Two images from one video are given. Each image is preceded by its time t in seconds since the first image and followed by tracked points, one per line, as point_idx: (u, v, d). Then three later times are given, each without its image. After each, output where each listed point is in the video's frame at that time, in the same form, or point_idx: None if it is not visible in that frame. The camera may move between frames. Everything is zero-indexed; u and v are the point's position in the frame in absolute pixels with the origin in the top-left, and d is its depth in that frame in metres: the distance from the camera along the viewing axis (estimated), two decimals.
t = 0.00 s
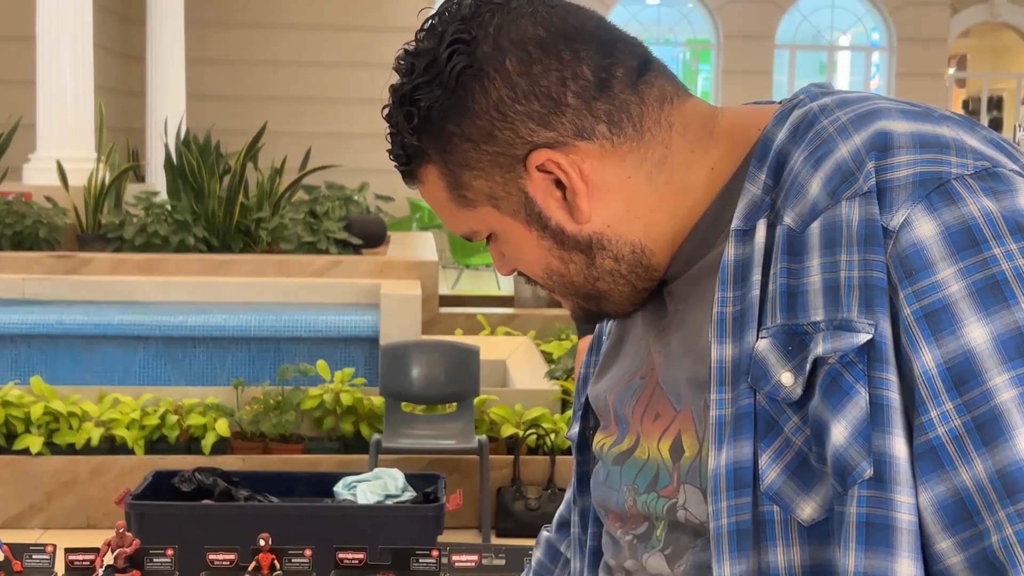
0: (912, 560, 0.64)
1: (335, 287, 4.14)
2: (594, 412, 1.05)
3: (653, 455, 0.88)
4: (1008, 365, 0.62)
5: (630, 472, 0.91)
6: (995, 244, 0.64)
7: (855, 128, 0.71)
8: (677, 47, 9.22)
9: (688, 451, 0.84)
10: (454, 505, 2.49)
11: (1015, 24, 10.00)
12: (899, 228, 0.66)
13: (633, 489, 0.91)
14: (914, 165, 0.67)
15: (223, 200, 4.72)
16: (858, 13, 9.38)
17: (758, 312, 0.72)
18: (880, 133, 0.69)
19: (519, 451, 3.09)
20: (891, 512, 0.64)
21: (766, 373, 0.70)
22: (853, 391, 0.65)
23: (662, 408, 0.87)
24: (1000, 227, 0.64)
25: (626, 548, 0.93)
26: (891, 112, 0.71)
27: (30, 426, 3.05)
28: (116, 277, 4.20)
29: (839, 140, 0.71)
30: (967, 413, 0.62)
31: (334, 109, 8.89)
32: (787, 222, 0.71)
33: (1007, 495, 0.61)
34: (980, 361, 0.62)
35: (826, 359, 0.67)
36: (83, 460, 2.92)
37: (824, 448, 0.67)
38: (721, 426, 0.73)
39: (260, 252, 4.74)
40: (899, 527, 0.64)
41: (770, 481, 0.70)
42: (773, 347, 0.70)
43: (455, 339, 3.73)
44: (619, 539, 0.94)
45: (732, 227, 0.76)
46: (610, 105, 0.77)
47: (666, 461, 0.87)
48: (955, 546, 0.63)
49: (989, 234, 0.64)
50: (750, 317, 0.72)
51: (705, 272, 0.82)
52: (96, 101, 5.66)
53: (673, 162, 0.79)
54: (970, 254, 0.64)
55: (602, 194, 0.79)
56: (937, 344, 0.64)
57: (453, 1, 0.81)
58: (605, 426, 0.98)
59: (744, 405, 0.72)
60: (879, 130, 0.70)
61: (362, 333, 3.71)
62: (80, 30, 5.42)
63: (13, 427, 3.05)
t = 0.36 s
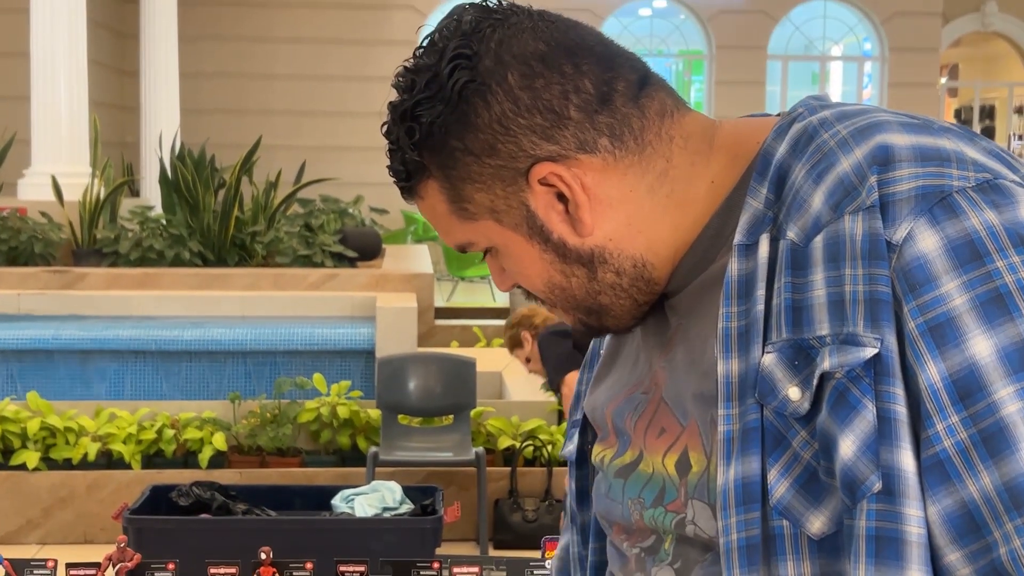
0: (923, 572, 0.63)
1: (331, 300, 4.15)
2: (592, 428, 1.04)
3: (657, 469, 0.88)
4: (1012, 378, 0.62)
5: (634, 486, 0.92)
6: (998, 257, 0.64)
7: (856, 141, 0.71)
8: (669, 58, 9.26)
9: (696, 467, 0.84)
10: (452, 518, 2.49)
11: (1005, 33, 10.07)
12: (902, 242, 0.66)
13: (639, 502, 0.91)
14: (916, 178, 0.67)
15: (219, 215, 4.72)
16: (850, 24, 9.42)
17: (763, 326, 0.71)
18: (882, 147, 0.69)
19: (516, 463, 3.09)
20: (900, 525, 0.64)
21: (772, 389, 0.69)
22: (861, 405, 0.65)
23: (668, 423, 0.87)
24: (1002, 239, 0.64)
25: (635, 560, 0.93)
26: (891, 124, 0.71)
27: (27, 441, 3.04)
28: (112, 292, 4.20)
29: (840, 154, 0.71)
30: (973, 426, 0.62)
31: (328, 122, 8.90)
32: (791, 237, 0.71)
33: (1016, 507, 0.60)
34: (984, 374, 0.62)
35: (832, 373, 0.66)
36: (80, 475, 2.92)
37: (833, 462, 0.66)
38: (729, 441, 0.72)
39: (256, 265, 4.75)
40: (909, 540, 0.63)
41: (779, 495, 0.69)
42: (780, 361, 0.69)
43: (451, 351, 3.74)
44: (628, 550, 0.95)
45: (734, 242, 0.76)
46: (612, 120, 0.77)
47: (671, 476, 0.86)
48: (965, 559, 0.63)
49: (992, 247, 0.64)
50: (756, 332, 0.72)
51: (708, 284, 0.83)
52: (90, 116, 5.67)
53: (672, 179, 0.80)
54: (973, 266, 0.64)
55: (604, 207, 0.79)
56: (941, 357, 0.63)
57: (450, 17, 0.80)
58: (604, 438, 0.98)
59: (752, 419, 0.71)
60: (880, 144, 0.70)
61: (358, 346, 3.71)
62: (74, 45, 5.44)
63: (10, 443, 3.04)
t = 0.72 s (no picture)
0: None
1: (328, 303, 4.15)
2: (582, 440, 1.04)
3: (655, 482, 0.86)
4: (1008, 377, 0.61)
5: (628, 498, 0.91)
6: (991, 256, 0.64)
7: (845, 144, 0.71)
8: (665, 61, 9.29)
9: (695, 477, 0.82)
10: (449, 521, 2.48)
11: (1001, 37, 10.09)
12: (895, 243, 0.66)
13: (635, 515, 0.90)
14: (906, 179, 0.67)
15: (215, 218, 4.72)
16: (847, 26, 9.42)
17: (756, 333, 0.71)
18: (871, 149, 0.69)
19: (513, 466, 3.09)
20: (903, 527, 0.63)
21: (768, 394, 0.70)
22: (860, 408, 0.65)
23: (663, 435, 0.85)
24: (994, 238, 0.64)
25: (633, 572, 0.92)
26: (879, 127, 0.71)
27: (23, 444, 3.03)
28: (108, 295, 4.20)
29: (830, 158, 0.71)
30: (969, 426, 0.62)
31: (325, 125, 8.90)
32: (783, 241, 0.71)
33: (1014, 507, 0.60)
34: (980, 374, 0.62)
35: (829, 378, 0.66)
36: (77, 479, 2.91)
37: (831, 466, 0.66)
38: (726, 449, 0.73)
39: (252, 269, 4.75)
40: (911, 543, 0.63)
41: (778, 501, 0.69)
42: (775, 367, 0.69)
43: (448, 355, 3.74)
44: (626, 563, 0.94)
45: (726, 248, 0.76)
46: (597, 129, 0.76)
47: (670, 488, 0.85)
48: (965, 560, 0.62)
49: (984, 246, 0.64)
50: (749, 338, 0.72)
51: (700, 293, 0.82)
52: (86, 119, 5.66)
53: (660, 184, 0.79)
54: (966, 266, 0.64)
55: (591, 219, 0.78)
56: (936, 358, 0.63)
57: (434, 31, 0.80)
58: (593, 452, 0.97)
59: (748, 426, 0.71)
60: (869, 145, 0.70)
61: (354, 349, 3.71)
62: (70, 47, 5.42)
63: (6, 446, 3.03)
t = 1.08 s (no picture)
0: None
1: (328, 305, 4.15)
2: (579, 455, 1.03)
3: (657, 490, 0.86)
4: (1015, 376, 0.62)
5: (630, 507, 0.90)
6: (995, 256, 0.64)
7: (846, 146, 0.71)
8: (664, 63, 9.29)
9: (699, 485, 0.81)
10: (449, 522, 2.48)
11: (1000, 39, 10.11)
12: (899, 243, 0.66)
13: (638, 523, 0.89)
14: (910, 180, 0.67)
15: (214, 219, 4.72)
16: (846, 28, 9.43)
17: (759, 335, 0.72)
18: (873, 150, 0.70)
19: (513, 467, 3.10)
20: (914, 529, 0.63)
21: (773, 397, 0.70)
22: (867, 409, 0.65)
23: (665, 442, 0.85)
24: (999, 238, 0.64)
25: None
26: (880, 128, 0.72)
27: (21, 446, 3.03)
28: (107, 296, 4.20)
29: (831, 159, 0.71)
30: (977, 425, 0.62)
31: (324, 126, 8.90)
32: (785, 243, 0.71)
33: None
34: (986, 373, 0.62)
35: (836, 379, 0.66)
36: (76, 480, 2.91)
37: (838, 468, 0.66)
38: (733, 453, 0.73)
39: (252, 270, 4.75)
40: (922, 543, 0.63)
41: (785, 504, 0.69)
42: (780, 369, 0.69)
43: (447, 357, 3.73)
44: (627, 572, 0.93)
45: (727, 250, 0.76)
46: (594, 137, 0.77)
47: (672, 497, 0.84)
48: (976, 560, 0.63)
49: (989, 245, 0.64)
50: (752, 341, 0.72)
51: (700, 297, 0.82)
52: (86, 120, 5.66)
53: (660, 190, 0.79)
54: (971, 265, 0.64)
55: (591, 224, 0.78)
56: (942, 357, 0.63)
57: (430, 40, 0.80)
58: (591, 464, 0.97)
59: (754, 430, 0.71)
60: (871, 147, 0.70)
61: (353, 351, 3.71)
62: (70, 49, 5.43)
63: (5, 448, 3.03)
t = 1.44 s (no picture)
0: None
1: (329, 308, 4.15)
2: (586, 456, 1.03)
3: (666, 498, 0.86)
4: None
5: (639, 513, 0.90)
6: (1008, 267, 0.64)
7: (858, 154, 0.71)
8: (665, 66, 9.27)
9: (709, 493, 0.81)
10: (450, 525, 2.49)
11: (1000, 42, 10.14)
12: (911, 254, 0.66)
13: (646, 529, 0.89)
14: (922, 190, 0.67)
15: (216, 221, 4.73)
16: (847, 31, 9.44)
17: (770, 344, 0.71)
18: (884, 158, 0.69)
19: (514, 469, 3.10)
20: (926, 541, 0.63)
21: (784, 407, 0.70)
22: (880, 421, 0.65)
23: (674, 449, 0.85)
24: (1011, 248, 0.65)
25: None
26: (892, 136, 0.71)
27: (23, 449, 3.04)
28: (108, 299, 4.20)
29: (842, 167, 0.71)
30: (991, 438, 0.62)
31: (325, 129, 8.91)
32: (796, 252, 0.71)
33: None
34: (999, 386, 0.62)
35: (848, 391, 0.66)
36: (77, 484, 2.91)
37: (850, 479, 0.66)
38: (743, 463, 0.73)
39: (253, 273, 4.76)
40: (934, 555, 0.63)
41: (796, 514, 0.69)
42: (790, 380, 0.69)
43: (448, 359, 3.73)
44: None
45: (737, 258, 0.76)
46: (603, 145, 0.77)
47: (683, 505, 0.84)
48: (987, 572, 0.63)
49: (1002, 257, 0.64)
50: (763, 350, 0.72)
51: (709, 302, 0.82)
52: (87, 123, 5.66)
53: (668, 199, 0.80)
54: (984, 276, 0.64)
55: (600, 233, 0.78)
56: (956, 370, 0.63)
57: (435, 44, 0.80)
58: (598, 468, 0.96)
59: (764, 440, 0.71)
60: (882, 155, 0.70)
61: (354, 354, 3.71)
62: (71, 51, 5.43)
63: (7, 451, 3.04)
